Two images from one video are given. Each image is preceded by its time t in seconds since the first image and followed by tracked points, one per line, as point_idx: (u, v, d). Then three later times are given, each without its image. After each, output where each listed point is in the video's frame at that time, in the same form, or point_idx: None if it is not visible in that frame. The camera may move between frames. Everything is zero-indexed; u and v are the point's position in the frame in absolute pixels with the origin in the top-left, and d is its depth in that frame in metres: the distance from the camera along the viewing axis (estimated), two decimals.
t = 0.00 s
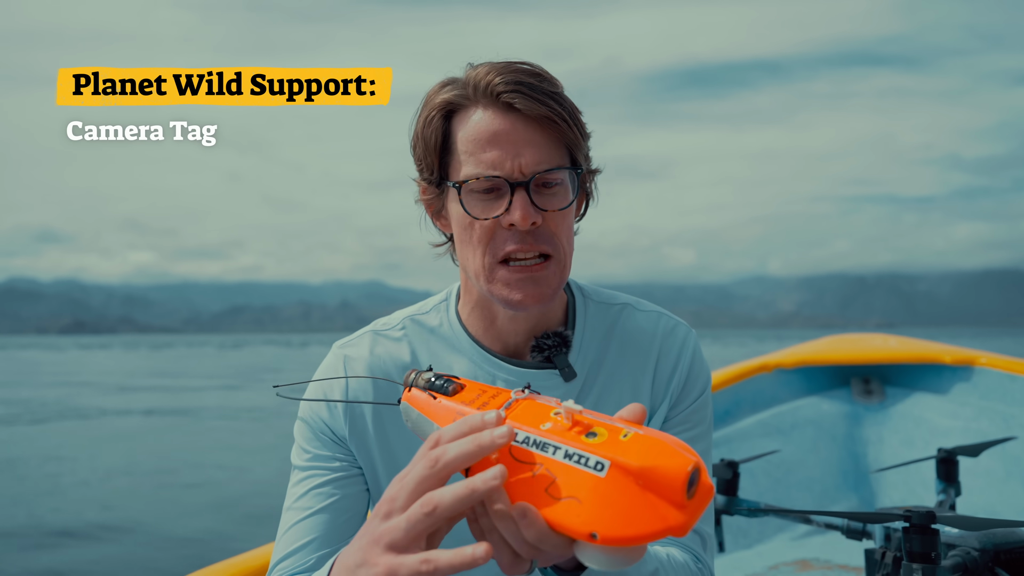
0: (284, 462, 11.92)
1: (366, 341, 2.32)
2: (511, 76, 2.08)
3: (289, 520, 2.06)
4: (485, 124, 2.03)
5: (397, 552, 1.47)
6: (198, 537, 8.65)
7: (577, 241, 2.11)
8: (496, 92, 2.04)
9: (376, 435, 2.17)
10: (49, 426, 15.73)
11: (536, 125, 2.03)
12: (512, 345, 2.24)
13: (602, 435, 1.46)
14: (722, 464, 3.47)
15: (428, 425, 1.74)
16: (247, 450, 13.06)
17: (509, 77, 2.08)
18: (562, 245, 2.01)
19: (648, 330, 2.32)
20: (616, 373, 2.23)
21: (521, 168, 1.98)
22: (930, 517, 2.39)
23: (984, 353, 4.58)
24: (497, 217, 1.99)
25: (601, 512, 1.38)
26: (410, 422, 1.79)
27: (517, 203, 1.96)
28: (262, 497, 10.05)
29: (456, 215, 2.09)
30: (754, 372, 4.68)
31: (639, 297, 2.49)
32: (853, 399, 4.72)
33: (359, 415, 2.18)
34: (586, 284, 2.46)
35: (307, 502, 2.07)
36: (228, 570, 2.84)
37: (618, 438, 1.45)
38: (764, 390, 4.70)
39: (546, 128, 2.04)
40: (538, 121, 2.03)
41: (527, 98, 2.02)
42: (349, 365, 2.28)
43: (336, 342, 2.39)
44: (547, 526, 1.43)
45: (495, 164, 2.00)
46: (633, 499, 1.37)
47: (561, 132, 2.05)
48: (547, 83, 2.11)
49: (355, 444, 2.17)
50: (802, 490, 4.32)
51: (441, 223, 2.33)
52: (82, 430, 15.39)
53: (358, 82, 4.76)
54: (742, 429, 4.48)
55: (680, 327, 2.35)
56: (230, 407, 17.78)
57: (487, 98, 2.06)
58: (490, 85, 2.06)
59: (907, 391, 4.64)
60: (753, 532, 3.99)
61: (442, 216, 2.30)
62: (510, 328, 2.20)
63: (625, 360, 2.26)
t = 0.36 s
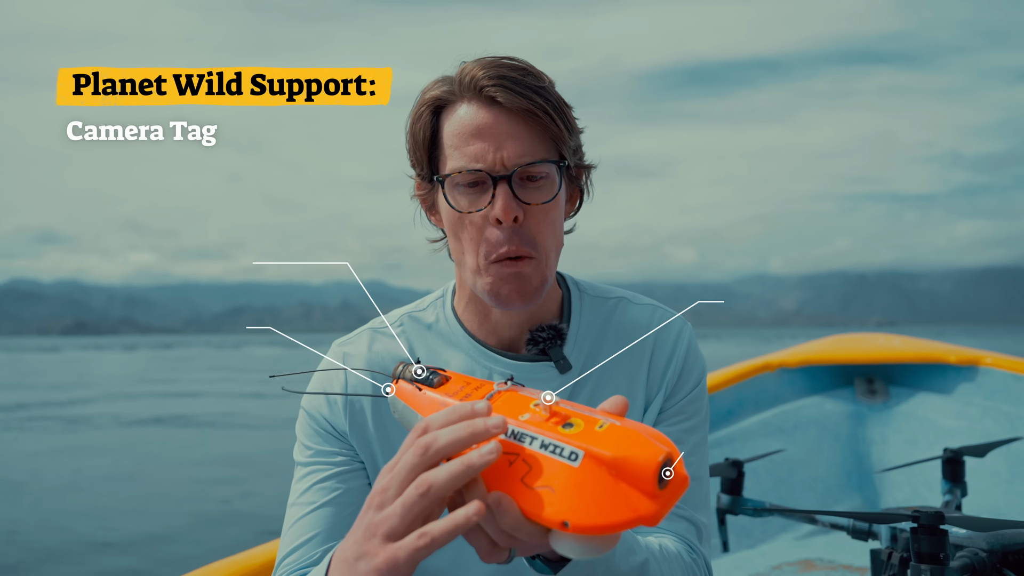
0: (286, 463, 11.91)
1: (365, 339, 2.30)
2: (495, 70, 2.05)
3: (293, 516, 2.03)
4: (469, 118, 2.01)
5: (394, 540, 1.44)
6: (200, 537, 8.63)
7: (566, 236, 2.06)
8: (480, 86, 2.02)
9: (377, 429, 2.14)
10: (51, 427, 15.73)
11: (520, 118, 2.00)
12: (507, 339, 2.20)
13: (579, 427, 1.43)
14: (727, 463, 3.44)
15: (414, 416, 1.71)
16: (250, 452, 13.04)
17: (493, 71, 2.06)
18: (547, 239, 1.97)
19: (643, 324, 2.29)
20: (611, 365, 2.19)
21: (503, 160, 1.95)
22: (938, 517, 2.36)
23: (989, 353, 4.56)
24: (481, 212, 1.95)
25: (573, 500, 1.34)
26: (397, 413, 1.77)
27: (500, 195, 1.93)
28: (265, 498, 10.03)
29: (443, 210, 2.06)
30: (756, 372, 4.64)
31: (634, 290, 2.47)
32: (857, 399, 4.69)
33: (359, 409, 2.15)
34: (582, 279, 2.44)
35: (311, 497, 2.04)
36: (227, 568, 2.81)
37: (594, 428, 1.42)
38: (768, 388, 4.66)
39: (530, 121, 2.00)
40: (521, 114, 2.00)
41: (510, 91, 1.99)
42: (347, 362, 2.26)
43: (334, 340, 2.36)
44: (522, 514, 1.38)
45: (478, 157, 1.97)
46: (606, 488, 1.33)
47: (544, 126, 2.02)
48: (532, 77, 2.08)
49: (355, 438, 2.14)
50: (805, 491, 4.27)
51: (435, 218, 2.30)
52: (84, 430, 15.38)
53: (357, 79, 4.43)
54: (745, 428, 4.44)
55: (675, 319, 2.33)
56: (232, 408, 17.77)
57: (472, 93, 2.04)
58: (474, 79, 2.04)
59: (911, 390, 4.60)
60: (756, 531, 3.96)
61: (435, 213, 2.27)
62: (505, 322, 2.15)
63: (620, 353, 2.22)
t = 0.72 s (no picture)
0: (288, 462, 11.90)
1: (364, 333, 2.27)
2: (496, 58, 2.02)
3: (298, 517, 2.01)
4: (469, 106, 1.97)
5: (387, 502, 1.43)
6: (201, 536, 8.62)
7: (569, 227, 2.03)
8: (480, 74, 1.99)
9: (378, 426, 2.12)
10: (54, 427, 15.74)
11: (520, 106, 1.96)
12: (509, 332, 2.18)
13: (572, 382, 1.42)
14: (733, 455, 3.41)
15: (416, 378, 1.70)
16: (252, 451, 13.03)
17: (496, 58, 2.02)
18: (550, 232, 1.95)
19: (647, 315, 2.25)
20: (615, 358, 2.17)
21: (505, 150, 1.92)
22: (947, 509, 2.33)
23: (995, 347, 4.52)
24: (482, 203, 1.92)
25: (561, 448, 1.31)
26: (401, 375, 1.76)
27: (501, 186, 1.90)
28: (268, 498, 10.01)
29: (443, 201, 2.03)
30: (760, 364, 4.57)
31: (638, 279, 2.44)
32: (862, 392, 4.65)
33: (360, 406, 2.13)
34: (585, 269, 2.40)
35: (314, 498, 2.01)
36: (227, 559, 2.78)
37: (587, 384, 1.40)
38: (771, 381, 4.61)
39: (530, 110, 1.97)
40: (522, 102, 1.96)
41: (511, 79, 1.96)
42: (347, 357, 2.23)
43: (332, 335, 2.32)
44: (509, 463, 1.35)
45: (478, 146, 1.93)
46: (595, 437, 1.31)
47: (547, 114, 1.98)
48: (536, 64, 2.05)
49: (358, 437, 2.13)
50: (810, 483, 4.25)
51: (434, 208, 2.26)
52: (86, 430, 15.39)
53: (354, 79, 4.05)
54: (750, 421, 4.40)
55: (681, 309, 2.29)
56: (235, 408, 17.75)
57: (473, 80, 2.01)
58: (474, 66, 2.01)
59: (916, 384, 4.56)
60: (760, 524, 3.92)
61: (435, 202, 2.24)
62: (507, 314, 2.12)
63: (624, 347, 2.19)
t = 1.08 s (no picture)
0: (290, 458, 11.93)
1: (374, 333, 2.29)
2: (508, 43, 2.07)
3: (316, 523, 2.05)
4: (480, 88, 2.01)
5: (418, 547, 1.47)
6: (202, 534, 8.62)
7: (578, 213, 2.01)
8: (493, 58, 2.04)
9: (391, 431, 2.10)
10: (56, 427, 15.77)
11: (529, 88, 2.00)
12: (520, 331, 2.17)
13: (574, 412, 1.40)
14: (733, 446, 3.44)
15: (409, 405, 1.72)
16: (254, 448, 13.05)
17: (508, 44, 2.07)
18: (556, 213, 1.93)
19: (662, 315, 2.26)
20: (626, 361, 2.15)
21: (511, 127, 1.94)
22: (947, 500, 2.34)
23: (996, 338, 4.52)
24: (486, 181, 1.93)
25: (570, 489, 1.32)
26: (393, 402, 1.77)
27: (507, 163, 1.91)
28: (270, 495, 10.04)
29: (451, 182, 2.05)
30: (764, 357, 4.51)
31: (654, 279, 2.46)
32: (862, 384, 4.65)
33: (372, 410, 2.12)
34: (598, 266, 2.41)
35: (332, 504, 2.04)
36: (232, 552, 2.81)
37: (591, 413, 1.39)
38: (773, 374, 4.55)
39: (539, 92, 2.00)
40: (531, 84, 1.99)
41: (521, 61, 2.00)
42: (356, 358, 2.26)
43: (343, 332, 2.35)
44: (520, 503, 1.37)
45: (485, 124, 1.96)
46: (603, 475, 1.32)
47: (557, 96, 2.01)
48: (550, 51, 2.09)
49: (371, 440, 2.12)
50: (810, 475, 4.30)
51: (446, 200, 2.28)
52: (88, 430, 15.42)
53: (355, 78, 4.11)
54: (751, 413, 4.42)
55: (696, 310, 2.32)
56: (237, 407, 17.78)
57: (485, 65, 2.06)
58: (488, 52, 2.06)
59: (917, 376, 4.54)
60: (761, 516, 3.93)
61: (447, 192, 2.26)
62: (515, 307, 2.12)
63: (637, 346, 2.18)
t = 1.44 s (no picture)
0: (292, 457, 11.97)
1: (377, 336, 2.31)
2: (524, 42, 2.10)
3: (327, 530, 2.07)
4: (494, 86, 2.05)
5: (438, 550, 1.49)
6: (205, 534, 8.65)
7: (591, 216, 2.04)
8: (509, 56, 2.07)
9: (398, 436, 2.12)
10: (59, 429, 15.81)
11: (546, 87, 2.03)
12: (526, 337, 2.20)
13: (585, 403, 1.42)
14: (733, 443, 3.47)
15: (411, 406, 1.73)
16: (256, 448, 13.09)
17: (524, 44, 2.09)
18: (571, 216, 1.95)
19: (669, 318, 2.28)
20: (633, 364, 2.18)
21: (528, 125, 1.96)
22: (943, 492, 2.37)
23: (995, 332, 4.54)
24: (501, 180, 1.95)
25: (590, 481, 1.34)
26: (394, 404, 1.78)
27: (523, 163, 1.93)
28: (272, 495, 10.08)
29: (463, 181, 2.07)
30: (764, 354, 4.52)
31: (661, 280, 2.47)
32: (863, 378, 4.66)
33: (378, 416, 2.14)
34: (604, 268, 2.43)
35: (342, 509, 2.07)
36: (237, 553, 2.83)
37: (603, 403, 1.41)
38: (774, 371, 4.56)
39: (556, 92, 2.03)
40: (549, 84, 2.03)
41: (539, 61, 2.04)
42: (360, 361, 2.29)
43: (344, 336, 2.38)
44: (538, 499, 1.39)
45: (501, 122, 1.99)
46: (622, 463, 1.34)
47: (574, 96, 2.04)
48: (566, 51, 2.12)
49: (378, 445, 2.15)
50: (812, 470, 4.31)
51: (453, 200, 2.31)
52: (91, 432, 15.45)
53: (355, 79, 4.14)
54: (751, 409, 4.44)
55: (702, 312, 2.34)
56: (238, 407, 17.81)
57: (500, 63, 2.09)
58: (503, 50, 2.09)
59: (917, 370, 4.57)
60: (763, 511, 3.95)
61: (454, 192, 2.28)
62: (523, 315, 2.15)
63: (643, 350, 2.21)
